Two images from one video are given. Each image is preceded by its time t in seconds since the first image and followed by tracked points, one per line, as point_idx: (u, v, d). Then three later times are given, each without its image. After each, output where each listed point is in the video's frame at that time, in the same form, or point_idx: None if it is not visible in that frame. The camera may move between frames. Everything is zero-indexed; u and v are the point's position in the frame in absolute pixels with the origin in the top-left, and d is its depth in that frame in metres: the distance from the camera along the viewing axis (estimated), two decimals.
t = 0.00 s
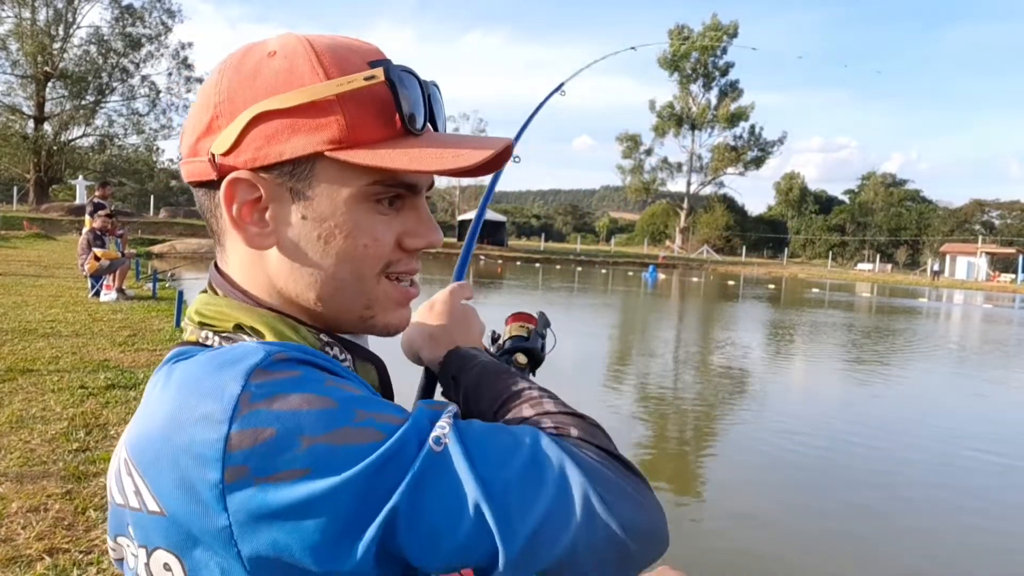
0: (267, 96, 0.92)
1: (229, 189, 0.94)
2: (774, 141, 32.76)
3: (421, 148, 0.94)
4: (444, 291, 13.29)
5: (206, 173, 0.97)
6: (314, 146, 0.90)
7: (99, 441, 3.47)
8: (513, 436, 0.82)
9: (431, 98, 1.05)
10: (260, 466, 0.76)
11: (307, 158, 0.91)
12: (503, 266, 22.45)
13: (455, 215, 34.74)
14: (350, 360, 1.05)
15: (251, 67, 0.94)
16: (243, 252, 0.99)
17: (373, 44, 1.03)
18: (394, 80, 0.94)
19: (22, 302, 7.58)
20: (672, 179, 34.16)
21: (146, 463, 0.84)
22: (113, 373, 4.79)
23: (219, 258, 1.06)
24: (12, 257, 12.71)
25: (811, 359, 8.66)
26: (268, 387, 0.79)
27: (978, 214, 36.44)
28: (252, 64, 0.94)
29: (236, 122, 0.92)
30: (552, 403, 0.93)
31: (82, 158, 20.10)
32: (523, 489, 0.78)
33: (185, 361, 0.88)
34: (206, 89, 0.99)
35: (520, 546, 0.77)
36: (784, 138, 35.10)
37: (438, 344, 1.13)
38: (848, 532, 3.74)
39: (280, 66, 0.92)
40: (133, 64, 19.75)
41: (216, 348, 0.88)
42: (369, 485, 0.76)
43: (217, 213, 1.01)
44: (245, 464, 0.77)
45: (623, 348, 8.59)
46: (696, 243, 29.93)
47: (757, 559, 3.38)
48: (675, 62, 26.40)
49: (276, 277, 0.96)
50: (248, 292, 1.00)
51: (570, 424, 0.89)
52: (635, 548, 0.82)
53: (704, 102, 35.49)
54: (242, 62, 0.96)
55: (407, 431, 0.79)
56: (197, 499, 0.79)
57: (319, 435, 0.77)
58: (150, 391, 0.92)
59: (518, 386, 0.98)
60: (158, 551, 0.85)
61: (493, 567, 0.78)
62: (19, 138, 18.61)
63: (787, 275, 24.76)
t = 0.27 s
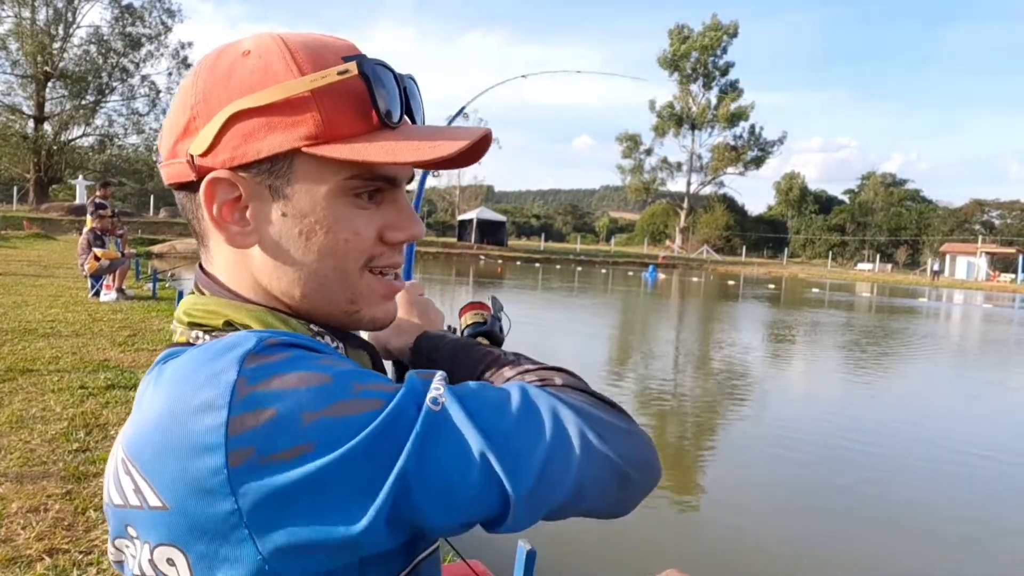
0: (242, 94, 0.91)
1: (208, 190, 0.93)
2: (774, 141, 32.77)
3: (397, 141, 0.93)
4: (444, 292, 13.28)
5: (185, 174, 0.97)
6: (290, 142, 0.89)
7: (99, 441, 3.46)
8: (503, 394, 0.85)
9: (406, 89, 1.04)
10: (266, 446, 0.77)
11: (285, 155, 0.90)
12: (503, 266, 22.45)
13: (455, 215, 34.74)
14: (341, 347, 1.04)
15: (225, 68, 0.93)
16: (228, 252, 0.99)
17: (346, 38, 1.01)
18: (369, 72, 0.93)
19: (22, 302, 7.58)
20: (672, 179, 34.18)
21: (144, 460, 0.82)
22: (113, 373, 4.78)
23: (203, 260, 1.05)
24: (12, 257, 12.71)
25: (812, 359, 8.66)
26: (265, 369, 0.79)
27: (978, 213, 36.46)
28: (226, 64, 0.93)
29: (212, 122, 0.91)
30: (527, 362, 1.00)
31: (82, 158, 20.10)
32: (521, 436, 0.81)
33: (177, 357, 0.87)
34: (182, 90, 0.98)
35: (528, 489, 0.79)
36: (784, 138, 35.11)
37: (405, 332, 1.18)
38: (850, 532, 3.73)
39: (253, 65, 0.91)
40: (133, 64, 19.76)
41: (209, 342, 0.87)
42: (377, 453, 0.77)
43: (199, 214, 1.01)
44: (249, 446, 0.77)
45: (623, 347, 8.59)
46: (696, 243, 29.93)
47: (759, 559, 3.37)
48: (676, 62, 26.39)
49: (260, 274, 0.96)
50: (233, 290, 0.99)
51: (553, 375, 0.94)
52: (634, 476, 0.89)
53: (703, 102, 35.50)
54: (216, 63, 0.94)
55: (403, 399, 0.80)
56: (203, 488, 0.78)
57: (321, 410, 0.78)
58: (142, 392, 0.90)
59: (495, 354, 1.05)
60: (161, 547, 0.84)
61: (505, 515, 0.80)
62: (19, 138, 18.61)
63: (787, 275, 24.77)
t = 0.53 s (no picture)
0: (222, 98, 0.91)
1: (190, 193, 0.93)
2: (774, 141, 32.79)
3: (381, 139, 0.93)
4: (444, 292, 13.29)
5: (166, 179, 0.97)
6: (272, 144, 0.89)
7: (99, 441, 3.46)
8: (496, 375, 0.87)
9: (388, 85, 1.04)
10: (266, 444, 0.76)
11: (267, 155, 0.90)
12: (503, 266, 22.45)
13: (455, 215, 34.73)
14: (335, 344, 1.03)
15: (203, 69, 0.93)
16: (211, 254, 0.99)
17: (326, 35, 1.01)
18: (349, 69, 0.93)
19: (22, 302, 7.58)
20: (672, 179, 34.21)
21: (141, 466, 0.81)
22: (113, 373, 4.78)
23: (189, 263, 1.05)
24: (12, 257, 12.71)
25: (812, 359, 8.66)
26: (260, 366, 0.79)
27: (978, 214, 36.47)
28: (204, 65, 0.93)
29: (193, 125, 0.92)
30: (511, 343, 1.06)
31: (82, 158, 20.10)
32: (517, 415, 0.82)
33: (170, 362, 0.86)
34: (160, 93, 0.98)
35: (531, 464, 0.81)
36: (783, 138, 35.12)
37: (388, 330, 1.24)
38: (851, 532, 3.74)
39: (232, 65, 0.91)
40: (133, 64, 19.78)
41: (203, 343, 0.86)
42: (377, 444, 0.78)
43: (183, 218, 1.01)
44: (247, 446, 0.76)
45: (623, 347, 8.59)
46: (696, 243, 29.93)
47: (760, 559, 3.37)
48: (676, 62, 26.39)
49: (246, 276, 0.96)
50: (220, 291, 0.99)
51: (543, 355, 0.98)
52: (629, 445, 0.92)
53: (703, 102, 35.51)
54: (194, 64, 0.94)
55: (398, 390, 0.81)
56: (203, 491, 0.77)
57: (319, 404, 0.78)
58: (136, 398, 0.89)
59: (482, 339, 1.11)
60: (160, 550, 0.83)
61: (509, 493, 0.81)
62: (19, 138, 18.62)
63: (787, 275, 24.78)
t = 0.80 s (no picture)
0: (209, 95, 0.90)
1: (179, 192, 0.93)
2: (774, 141, 32.80)
3: (368, 134, 0.91)
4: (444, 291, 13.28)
5: (160, 178, 0.98)
6: (257, 142, 0.88)
7: (100, 441, 3.46)
8: (495, 372, 0.86)
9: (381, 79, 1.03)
10: (268, 446, 0.76)
11: (252, 154, 0.90)
12: (503, 266, 22.45)
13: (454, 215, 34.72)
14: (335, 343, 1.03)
15: (192, 67, 0.93)
16: (205, 255, 0.99)
17: (322, 30, 1.00)
18: (336, 60, 0.92)
19: (22, 302, 7.57)
20: (672, 179, 34.20)
21: (142, 469, 0.80)
22: (113, 373, 4.78)
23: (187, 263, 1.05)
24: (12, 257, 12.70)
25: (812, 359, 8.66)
26: (261, 368, 0.78)
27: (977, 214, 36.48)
28: (194, 63, 0.92)
29: (182, 123, 0.92)
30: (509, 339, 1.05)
31: (82, 158, 20.09)
32: (518, 411, 0.81)
33: (169, 365, 0.85)
34: (155, 95, 0.98)
35: (534, 462, 0.80)
36: (783, 138, 35.11)
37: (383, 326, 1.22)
38: (852, 532, 3.73)
39: (220, 63, 0.91)
40: (133, 64, 19.77)
41: (202, 345, 0.85)
42: (379, 445, 0.77)
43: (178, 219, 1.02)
44: (249, 448, 0.75)
45: (623, 347, 8.59)
46: (696, 243, 29.92)
47: (761, 559, 3.37)
48: (676, 62, 26.39)
49: (238, 276, 0.95)
50: (216, 291, 0.99)
51: (543, 350, 0.98)
52: (629, 435, 0.92)
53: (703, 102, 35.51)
54: (185, 63, 0.94)
55: (400, 388, 0.80)
56: (205, 495, 0.76)
57: (320, 405, 0.78)
58: (135, 400, 0.88)
59: (477, 334, 1.10)
60: (163, 554, 0.82)
61: (512, 488, 0.81)
62: (19, 138, 18.62)
63: (787, 275, 24.78)
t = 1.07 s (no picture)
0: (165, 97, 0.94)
1: (148, 198, 0.98)
2: (774, 141, 32.79)
3: (313, 127, 0.91)
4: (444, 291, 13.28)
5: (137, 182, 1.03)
6: (204, 144, 0.90)
7: (99, 441, 3.46)
8: (488, 375, 0.86)
9: (348, 72, 1.02)
10: (258, 459, 0.76)
11: (203, 156, 0.92)
12: (503, 266, 22.45)
13: (455, 216, 34.71)
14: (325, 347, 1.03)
15: (157, 73, 0.97)
16: (185, 259, 1.02)
17: (295, 24, 1.02)
18: (283, 54, 0.92)
19: (22, 302, 7.57)
20: (672, 178, 34.20)
21: (129, 485, 0.82)
22: (113, 373, 4.79)
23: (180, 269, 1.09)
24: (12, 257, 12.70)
25: (811, 359, 8.66)
26: (251, 380, 0.79)
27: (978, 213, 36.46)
28: (158, 68, 0.97)
29: (145, 128, 0.96)
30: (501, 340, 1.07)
31: (82, 158, 20.09)
32: (511, 413, 0.82)
33: (157, 375, 0.86)
34: (135, 103, 1.03)
35: (527, 467, 0.81)
36: (783, 138, 35.10)
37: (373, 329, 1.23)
38: (849, 532, 3.74)
39: (177, 66, 0.95)
40: (133, 64, 19.78)
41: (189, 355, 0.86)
42: (369, 456, 0.78)
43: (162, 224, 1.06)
44: (238, 462, 0.76)
45: (623, 347, 8.59)
46: (696, 243, 29.92)
47: (758, 558, 3.38)
48: (676, 62, 26.39)
49: (212, 282, 0.98)
50: (201, 295, 1.01)
51: (535, 349, 0.99)
52: (625, 434, 0.93)
53: (703, 102, 35.51)
54: (154, 69, 0.99)
55: (391, 396, 0.81)
56: (195, 512, 0.78)
57: (311, 416, 0.78)
58: (124, 411, 0.90)
59: (468, 336, 1.12)
60: (155, 568, 0.84)
61: (509, 492, 0.82)
62: (19, 138, 18.63)
63: (787, 275, 24.78)
